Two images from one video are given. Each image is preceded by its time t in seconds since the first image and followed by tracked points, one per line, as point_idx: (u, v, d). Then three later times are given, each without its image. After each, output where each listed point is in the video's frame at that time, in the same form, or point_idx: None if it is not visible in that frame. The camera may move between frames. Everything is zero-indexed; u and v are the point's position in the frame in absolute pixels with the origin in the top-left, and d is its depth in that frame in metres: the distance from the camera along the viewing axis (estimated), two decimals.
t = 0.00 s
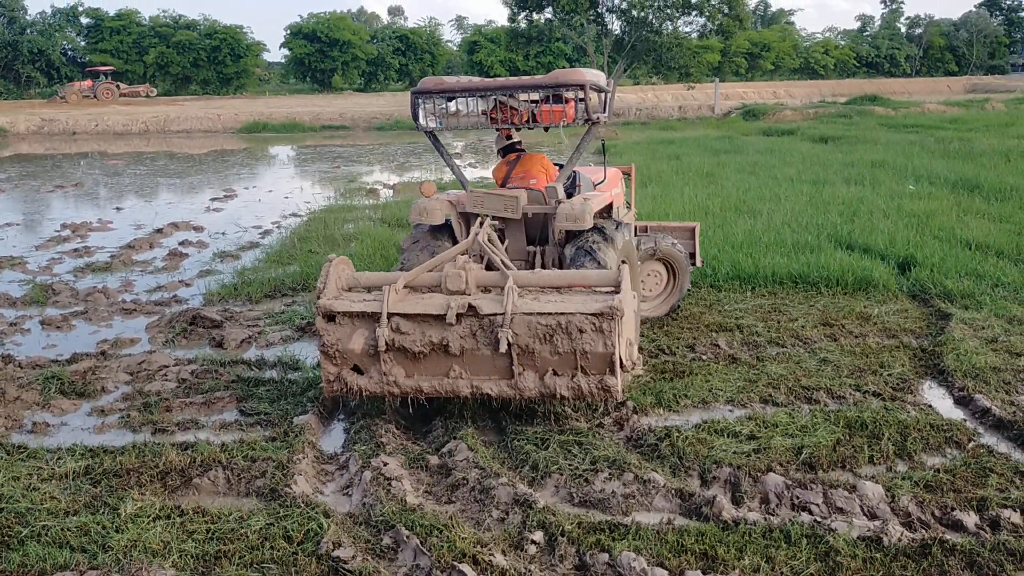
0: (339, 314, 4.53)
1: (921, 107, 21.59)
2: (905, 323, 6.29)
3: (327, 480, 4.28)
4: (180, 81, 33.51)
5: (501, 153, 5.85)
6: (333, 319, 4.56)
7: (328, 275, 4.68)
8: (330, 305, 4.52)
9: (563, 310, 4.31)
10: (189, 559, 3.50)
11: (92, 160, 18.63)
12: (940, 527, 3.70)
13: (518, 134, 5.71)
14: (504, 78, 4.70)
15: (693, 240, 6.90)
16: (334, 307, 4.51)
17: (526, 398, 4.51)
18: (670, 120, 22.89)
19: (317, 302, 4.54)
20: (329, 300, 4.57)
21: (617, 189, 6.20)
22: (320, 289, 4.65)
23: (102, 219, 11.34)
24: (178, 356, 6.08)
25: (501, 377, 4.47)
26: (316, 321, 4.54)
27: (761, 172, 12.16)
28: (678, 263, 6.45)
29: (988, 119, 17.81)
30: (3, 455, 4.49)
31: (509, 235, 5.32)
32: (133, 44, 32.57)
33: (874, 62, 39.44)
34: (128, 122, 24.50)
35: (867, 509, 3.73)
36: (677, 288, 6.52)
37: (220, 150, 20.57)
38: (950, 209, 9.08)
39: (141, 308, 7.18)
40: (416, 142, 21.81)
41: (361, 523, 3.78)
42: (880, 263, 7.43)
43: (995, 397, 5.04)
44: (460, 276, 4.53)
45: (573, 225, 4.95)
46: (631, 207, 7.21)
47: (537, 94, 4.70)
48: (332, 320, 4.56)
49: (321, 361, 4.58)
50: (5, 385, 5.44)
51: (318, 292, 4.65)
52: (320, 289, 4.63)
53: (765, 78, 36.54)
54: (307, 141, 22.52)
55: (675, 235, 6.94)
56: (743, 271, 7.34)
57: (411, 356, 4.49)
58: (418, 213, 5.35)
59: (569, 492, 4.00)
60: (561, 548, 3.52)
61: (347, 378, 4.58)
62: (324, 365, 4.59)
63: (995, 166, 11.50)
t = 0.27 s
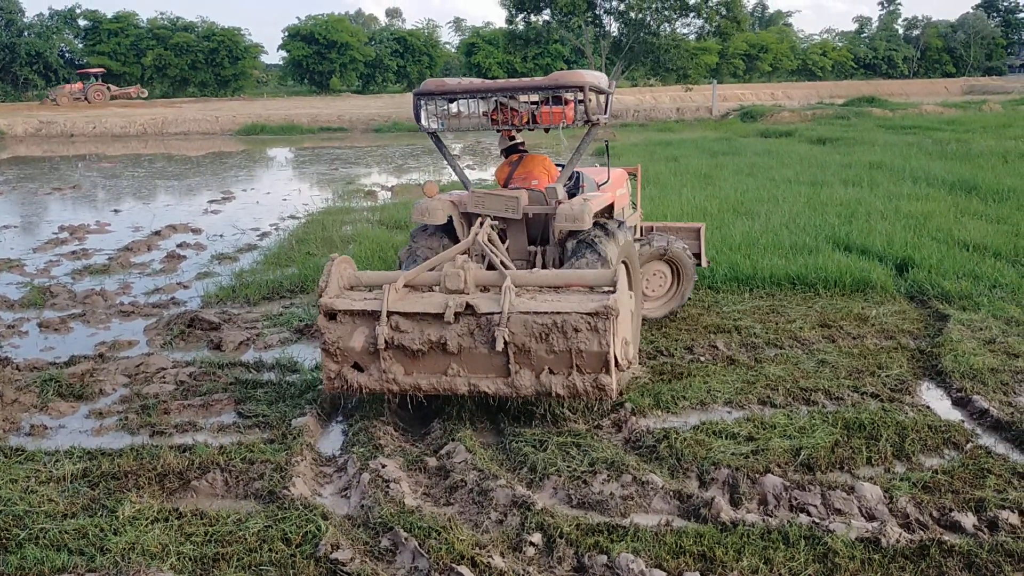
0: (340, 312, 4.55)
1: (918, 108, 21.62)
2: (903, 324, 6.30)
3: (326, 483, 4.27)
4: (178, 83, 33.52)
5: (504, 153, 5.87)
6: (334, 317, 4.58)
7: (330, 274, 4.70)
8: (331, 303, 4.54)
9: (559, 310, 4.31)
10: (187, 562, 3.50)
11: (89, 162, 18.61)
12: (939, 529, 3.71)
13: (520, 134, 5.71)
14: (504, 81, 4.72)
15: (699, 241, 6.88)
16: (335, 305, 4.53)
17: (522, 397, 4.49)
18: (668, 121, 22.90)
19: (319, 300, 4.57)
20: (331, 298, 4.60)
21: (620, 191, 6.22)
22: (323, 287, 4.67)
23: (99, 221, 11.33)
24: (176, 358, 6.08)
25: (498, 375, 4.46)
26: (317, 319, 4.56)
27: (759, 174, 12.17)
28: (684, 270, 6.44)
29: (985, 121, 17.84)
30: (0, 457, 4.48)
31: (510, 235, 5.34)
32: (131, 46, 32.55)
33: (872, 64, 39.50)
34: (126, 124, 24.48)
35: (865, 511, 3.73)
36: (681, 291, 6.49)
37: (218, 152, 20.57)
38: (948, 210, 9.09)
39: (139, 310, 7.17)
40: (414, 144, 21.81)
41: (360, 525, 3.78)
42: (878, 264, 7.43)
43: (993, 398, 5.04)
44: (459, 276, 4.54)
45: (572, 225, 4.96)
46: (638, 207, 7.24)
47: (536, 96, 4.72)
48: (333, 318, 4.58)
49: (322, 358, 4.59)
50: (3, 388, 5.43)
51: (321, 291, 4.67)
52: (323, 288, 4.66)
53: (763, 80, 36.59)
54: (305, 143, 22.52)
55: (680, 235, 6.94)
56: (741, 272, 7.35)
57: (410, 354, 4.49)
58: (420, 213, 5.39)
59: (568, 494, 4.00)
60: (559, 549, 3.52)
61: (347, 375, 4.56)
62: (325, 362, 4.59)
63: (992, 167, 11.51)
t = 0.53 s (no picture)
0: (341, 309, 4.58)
1: (916, 109, 21.65)
2: (901, 325, 6.30)
3: (324, 485, 4.27)
4: (176, 85, 33.53)
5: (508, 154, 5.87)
6: (335, 313, 4.60)
7: (332, 271, 4.72)
8: (332, 300, 4.57)
9: (555, 309, 4.31)
10: (185, 565, 3.50)
11: (87, 164, 18.60)
12: (937, 530, 3.71)
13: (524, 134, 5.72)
14: (506, 83, 4.75)
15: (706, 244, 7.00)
16: (336, 302, 4.56)
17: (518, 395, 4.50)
18: (666, 123, 22.91)
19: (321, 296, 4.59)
20: (332, 295, 4.62)
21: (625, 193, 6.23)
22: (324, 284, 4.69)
23: (97, 223, 11.32)
24: (174, 360, 6.08)
25: (494, 373, 4.47)
26: (318, 315, 4.58)
27: (757, 176, 12.18)
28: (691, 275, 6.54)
29: (982, 122, 17.86)
30: None
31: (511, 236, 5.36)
32: (129, 49, 32.55)
33: (869, 65, 39.55)
34: (123, 126, 24.47)
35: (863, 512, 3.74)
36: (683, 297, 6.59)
37: (216, 154, 20.57)
38: (945, 211, 9.10)
39: (137, 312, 7.17)
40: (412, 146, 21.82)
41: (358, 527, 3.78)
42: (875, 266, 7.44)
43: (991, 399, 5.05)
44: (457, 274, 4.54)
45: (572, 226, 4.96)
46: (644, 208, 7.28)
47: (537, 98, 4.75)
48: (334, 314, 4.60)
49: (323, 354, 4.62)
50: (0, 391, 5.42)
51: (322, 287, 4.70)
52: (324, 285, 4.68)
53: (761, 81, 36.61)
54: (303, 145, 22.52)
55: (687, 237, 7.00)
56: (740, 273, 7.35)
57: (408, 351, 4.51)
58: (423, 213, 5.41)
59: (566, 496, 4.00)
60: (558, 551, 3.53)
61: (346, 371, 4.60)
62: (325, 358, 4.62)
63: (990, 169, 11.53)
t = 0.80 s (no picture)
0: (343, 305, 4.61)
1: (914, 111, 21.68)
2: (899, 326, 6.31)
3: (323, 487, 4.27)
4: (174, 87, 33.52)
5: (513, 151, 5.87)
6: (337, 310, 4.64)
7: (335, 268, 4.75)
8: (335, 297, 4.61)
9: (551, 308, 4.31)
10: (184, 567, 3.49)
11: (85, 166, 18.59)
12: (936, 531, 3.71)
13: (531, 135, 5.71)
14: (510, 82, 4.78)
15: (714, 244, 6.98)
16: (338, 299, 4.60)
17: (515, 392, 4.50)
18: (665, 124, 22.93)
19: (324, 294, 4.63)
20: (335, 292, 4.66)
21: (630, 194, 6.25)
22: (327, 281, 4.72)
23: (96, 225, 11.32)
24: (173, 362, 6.07)
25: (491, 371, 4.47)
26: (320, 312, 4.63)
27: (755, 177, 12.19)
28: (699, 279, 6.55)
29: (980, 123, 17.89)
30: None
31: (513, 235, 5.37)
32: (127, 51, 32.54)
33: (867, 66, 39.60)
34: (122, 128, 24.47)
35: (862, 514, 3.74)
36: (682, 303, 6.60)
37: (215, 156, 20.56)
38: (944, 212, 9.11)
39: (135, 314, 7.17)
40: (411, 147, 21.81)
41: (358, 529, 3.78)
42: (874, 266, 7.45)
43: (990, 400, 5.05)
44: (457, 273, 4.55)
45: (571, 226, 4.94)
46: (654, 207, 7.28)
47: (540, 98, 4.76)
48: (336, 311, 4.64)
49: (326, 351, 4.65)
50: None
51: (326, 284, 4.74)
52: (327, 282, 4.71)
53: (759, 82, 36.64)
54: (302, 147, 22.52)
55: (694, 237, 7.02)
56: (738, 275, 7.36)
57: (408, 348, 4.53)
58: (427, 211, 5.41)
59: (565, 497, 4.00)
60: (557, 553, 3.53)
61: (348, 368, 4.64)
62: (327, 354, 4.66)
63: (988, 170, 11.54)
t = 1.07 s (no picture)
0: (346, 303, 4.63)
1: (911, 112, 21.69)
2: (898, 327, 6.32)
3: (322, 489, 4.27)
4: (172, 89, 33.50)
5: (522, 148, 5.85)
6: (340, 307, 4.65)
7: (339, 265, 4.77)
8: (338, 294, 4.62)
9: (547, 308, 4.30)
10: (183, 569, 3.49)
11: (83, 169, 18.58)
12: (935, 531, 3.72)
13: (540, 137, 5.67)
14: (513, 85, 4.80)
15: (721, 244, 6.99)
16: (341, 296, 4.61)
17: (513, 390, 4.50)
18: (663, 125, 22.95)
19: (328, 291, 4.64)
20: (339, 289, 4.68)
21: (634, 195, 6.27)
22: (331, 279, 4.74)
23: (94, 228, 11.31)
24: (171, 364, 6.07)
25: (490, 369, 4.48)
26: (324, 309, 4.64)
27: (753, 178, 12.20)
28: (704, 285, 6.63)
29: (977, 124, 17.91)
30: None
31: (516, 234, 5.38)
32: (125, 53, 32.51)
33: (865, 67, 39.65)
34: (120, 130, 24.45)
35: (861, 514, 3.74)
36: (683, 305, 6.66)
37: (213, 158, 20.56)
38: (941, 213, 9.12)
39: (134, 317, 7.17)
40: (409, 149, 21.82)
41: (357, 531, 3.78)
42: (872, 267, 7.46)
43: (988, 400, 5.06)
44: (458, 272, 4.55)
45: (573, 227, 4.95)
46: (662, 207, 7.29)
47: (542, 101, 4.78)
48: (339, 308, 4.65)
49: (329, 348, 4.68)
50: None
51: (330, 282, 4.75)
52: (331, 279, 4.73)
53: (757, 83, 36.67)
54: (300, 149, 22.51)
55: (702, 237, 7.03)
56: (736, 276, 7.37)
57: (409, 345, 4.54)
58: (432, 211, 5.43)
59: (565, 498, 4.00)
60: (556, 555, 3.53)
61: (350, 364, 4.66)
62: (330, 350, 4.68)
63: (986, 170, 11.56)
